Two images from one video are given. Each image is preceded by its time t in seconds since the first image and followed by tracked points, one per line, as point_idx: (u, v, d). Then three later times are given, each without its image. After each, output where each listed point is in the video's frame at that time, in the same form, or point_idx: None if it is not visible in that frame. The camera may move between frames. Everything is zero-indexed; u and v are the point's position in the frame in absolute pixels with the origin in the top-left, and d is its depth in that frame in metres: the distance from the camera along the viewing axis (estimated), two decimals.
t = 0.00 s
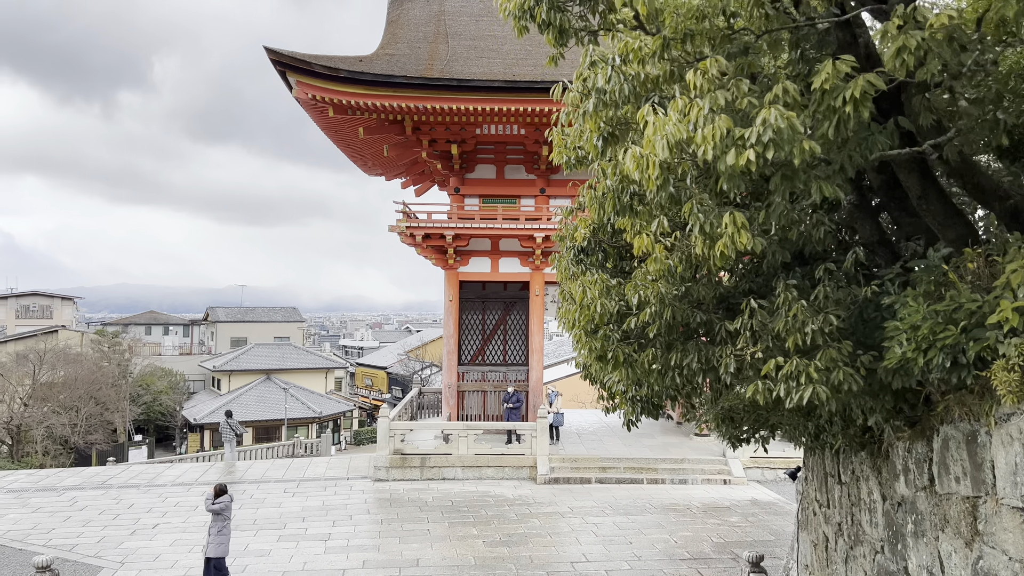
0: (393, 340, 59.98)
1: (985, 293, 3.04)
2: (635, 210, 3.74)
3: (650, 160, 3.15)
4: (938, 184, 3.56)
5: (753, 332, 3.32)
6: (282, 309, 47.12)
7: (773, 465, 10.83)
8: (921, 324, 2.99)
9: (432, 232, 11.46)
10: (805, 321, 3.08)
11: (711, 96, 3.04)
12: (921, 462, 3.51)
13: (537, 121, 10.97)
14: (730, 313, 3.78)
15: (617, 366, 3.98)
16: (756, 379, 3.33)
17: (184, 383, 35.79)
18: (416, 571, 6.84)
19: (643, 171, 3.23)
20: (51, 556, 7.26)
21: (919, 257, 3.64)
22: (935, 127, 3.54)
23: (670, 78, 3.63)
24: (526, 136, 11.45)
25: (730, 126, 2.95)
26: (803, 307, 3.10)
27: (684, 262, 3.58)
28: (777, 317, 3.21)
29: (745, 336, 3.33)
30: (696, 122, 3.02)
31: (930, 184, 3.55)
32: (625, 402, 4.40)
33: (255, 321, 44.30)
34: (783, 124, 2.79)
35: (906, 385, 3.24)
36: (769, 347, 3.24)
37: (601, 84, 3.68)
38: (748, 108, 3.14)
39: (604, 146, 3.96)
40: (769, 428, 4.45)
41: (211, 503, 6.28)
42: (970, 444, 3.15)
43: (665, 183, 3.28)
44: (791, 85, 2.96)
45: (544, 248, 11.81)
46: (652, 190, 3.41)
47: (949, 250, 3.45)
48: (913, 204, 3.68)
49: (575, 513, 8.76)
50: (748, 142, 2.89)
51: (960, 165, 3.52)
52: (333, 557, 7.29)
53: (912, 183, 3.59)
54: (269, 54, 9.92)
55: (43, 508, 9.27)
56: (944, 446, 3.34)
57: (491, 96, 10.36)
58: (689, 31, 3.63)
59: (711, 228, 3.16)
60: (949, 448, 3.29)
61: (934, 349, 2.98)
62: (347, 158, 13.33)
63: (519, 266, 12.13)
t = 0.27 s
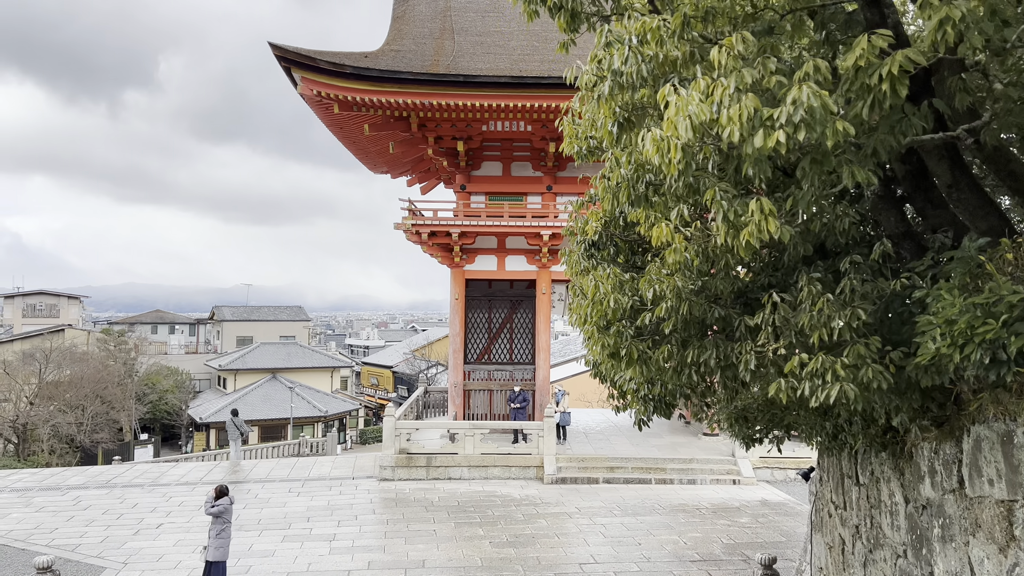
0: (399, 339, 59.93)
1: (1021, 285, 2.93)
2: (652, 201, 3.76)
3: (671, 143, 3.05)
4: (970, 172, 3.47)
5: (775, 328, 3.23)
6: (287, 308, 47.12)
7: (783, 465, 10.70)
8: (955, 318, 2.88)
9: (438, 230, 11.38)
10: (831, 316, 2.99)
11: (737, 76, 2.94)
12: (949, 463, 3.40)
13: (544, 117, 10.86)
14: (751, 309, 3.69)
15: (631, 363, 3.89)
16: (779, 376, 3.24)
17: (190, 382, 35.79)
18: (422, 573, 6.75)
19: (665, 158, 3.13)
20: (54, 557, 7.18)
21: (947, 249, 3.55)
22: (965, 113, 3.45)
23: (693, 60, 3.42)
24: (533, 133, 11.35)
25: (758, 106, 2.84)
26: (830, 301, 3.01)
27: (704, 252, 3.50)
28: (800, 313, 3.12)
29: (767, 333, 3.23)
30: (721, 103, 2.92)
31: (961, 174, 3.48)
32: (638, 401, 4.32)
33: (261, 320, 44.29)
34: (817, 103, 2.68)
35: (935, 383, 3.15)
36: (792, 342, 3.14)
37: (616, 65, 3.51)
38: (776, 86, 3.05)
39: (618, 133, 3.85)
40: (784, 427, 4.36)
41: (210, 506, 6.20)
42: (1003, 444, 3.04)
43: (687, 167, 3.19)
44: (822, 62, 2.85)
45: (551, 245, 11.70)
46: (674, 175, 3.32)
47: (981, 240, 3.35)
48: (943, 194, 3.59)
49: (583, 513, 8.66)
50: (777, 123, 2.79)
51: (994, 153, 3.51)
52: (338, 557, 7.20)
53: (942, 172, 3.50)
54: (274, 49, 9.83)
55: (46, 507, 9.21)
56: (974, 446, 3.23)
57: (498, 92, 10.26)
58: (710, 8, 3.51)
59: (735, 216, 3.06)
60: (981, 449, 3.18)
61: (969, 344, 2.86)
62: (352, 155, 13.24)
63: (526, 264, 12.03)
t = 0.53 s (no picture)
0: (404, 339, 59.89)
1: None
2: (665, 195, 3.75)
3: (691, 131, 2.94)
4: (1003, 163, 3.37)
5: (799, 327, 3.13)
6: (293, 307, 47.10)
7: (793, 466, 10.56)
8: (993, 316, 2.77)
9: (443, 229, 11.28)
10: (857, 315, 2.90)
11: (764, 55, 2.83)
12: (978, 469, 3.29)
13: (551, 115, 10.76)
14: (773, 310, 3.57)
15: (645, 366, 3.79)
16: (804, 377, 3.14)
17: (196, 382, 35.78)
18: None
19: (687, 147, 3.00)
20: (56, 559, 7.11)
21: (976, 243, 3.44)
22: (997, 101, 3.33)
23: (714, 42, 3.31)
24: (540, 131, 11.26)
25: (786, 90, 2.73)
26: (857, 299, 2.92)
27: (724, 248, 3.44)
28: (823, 313, 3.03)
29: (790, 333, 3.13)
30: (746, 85, 2.82)
31: (993, 165, 3.37)
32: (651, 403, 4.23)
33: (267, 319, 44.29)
34: (854, 83, 2.57)
35: (967, 385, 3.05)
36: (816, 342, 3.05)
37: (633, 49, 3.38)
38: (806, 66, 2.95)
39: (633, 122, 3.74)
40: (800, 429, 4.29)
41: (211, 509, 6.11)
42: None
43: (708, 157, 3.09)
44: (855, 41, 2.74)
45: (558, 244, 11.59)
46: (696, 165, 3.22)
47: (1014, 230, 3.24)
48: (973, 186, 3.49)
49: (591, 515, 8.55)
50: (808, 107, 2.68)
51: None
52: (343, 560, 7.10)
53: (974, 162, 3.39)
54: (278, 46, 9.74)
55: (49, 508, 9.14)
56: (1007, 452, 3.12)
57: (504, 89, 10.16)
58: None
59: (759, 207, 2.95)
60: (1015, 454, 3.06)
61: (1007, 344, 2.74)
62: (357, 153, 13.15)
63: (532, 263, 11.94)
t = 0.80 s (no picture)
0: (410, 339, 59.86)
1: None
2: (683, 182, 3.72)
3: (719, 106, 2.87)
4: None
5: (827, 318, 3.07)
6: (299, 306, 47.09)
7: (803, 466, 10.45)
8: None
9: (450, 226, 11.19)
10: (888, 305, 2.84)
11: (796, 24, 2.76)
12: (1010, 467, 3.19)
13: (558, 111, 10.66)
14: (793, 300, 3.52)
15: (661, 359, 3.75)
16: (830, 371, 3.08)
17: (202, 381, 35.78)
18: None
19: (710, 122, 2.92)
20: (60, 558, 7.04)
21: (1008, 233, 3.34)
22: None
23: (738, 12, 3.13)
24: (547, 127, 11.16)
25: (820, 60, 2.68)
26: (887, 288, 2.86)
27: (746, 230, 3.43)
28: (850, 302, 2.98)
29: (815, 325, 3.08)
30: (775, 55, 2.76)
31: None
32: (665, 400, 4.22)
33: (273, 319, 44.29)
34: (895, 50, 2.50)
35: (1002, 380, 2.96)
36: (842, 332, 3.00)
37: (652, 24, 3.31)
38: (842, 35, 2.89)
39: (650, 104, 3.67)
40: (816, 428, 4.31)
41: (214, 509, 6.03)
42: None
43: (734, 136, 3.03)
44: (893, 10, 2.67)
45: (565, 241, 11.49)
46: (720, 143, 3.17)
47: None
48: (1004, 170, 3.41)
49: (599, 515, 8.45)
50: (844, 77, 2.62)
51: None
52: (349, 560, 7.02)
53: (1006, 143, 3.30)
54: (283, 42, 9.67)
55: (54, 507, 9.09)
56: None
57: (512, 85, 10.07)
58: None
59: (788, 187, 2.89)
60: None
61: None
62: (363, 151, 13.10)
63: (539, 261, 11.83)
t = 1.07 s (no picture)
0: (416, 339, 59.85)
1: None
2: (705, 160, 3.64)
3: (756, 62, 2.79)
4: None
5: (858, 297, 3.01)
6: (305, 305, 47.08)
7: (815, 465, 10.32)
8: None
9: (457, 222, 11.10)
10: (925, 283, 2.78)
11: None
12: None
13: (566, 105, 10.56)
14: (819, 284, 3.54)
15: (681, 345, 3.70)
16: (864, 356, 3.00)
17: (208, 380, 35.79)
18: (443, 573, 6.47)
19: (745, 80, 2.84)
20: (65, 554, 6.98)
21: None
22: None
23: None
24: (555, 122, 11.06)
25: (866, 11, 2.58)
26: (924, 265, 2.79)
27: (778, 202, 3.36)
28: (884, 281, 2.94)
29: (845, 305, 3.04)
30: (813, 9, 2.67)
31: None
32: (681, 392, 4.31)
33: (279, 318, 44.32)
34: None
35: None
36: (871, 309, 2.97)
37: None
38: None
39: (673, 74, 3.57)
40: (833, 421, 4.30)
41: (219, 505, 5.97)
42: None
43: (768, 98, 2.95)
44: None
45: (573, 237, 11.38)
46: (752, 105, 3.09)
47: None
48: None
49: (609, 513, 8.35)
50: (892, 29, 2.52)
51: None
52: (356, 557, 6.94)
53: None
54: (290, 37, 9.59)
55: (60, 504, 9.03)
56: None
57: (519, 79, 9.97)
58: None
59: (823, 150, 2.81)
60: None
61: None
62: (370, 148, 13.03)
63: (547, 257, 11.73)
